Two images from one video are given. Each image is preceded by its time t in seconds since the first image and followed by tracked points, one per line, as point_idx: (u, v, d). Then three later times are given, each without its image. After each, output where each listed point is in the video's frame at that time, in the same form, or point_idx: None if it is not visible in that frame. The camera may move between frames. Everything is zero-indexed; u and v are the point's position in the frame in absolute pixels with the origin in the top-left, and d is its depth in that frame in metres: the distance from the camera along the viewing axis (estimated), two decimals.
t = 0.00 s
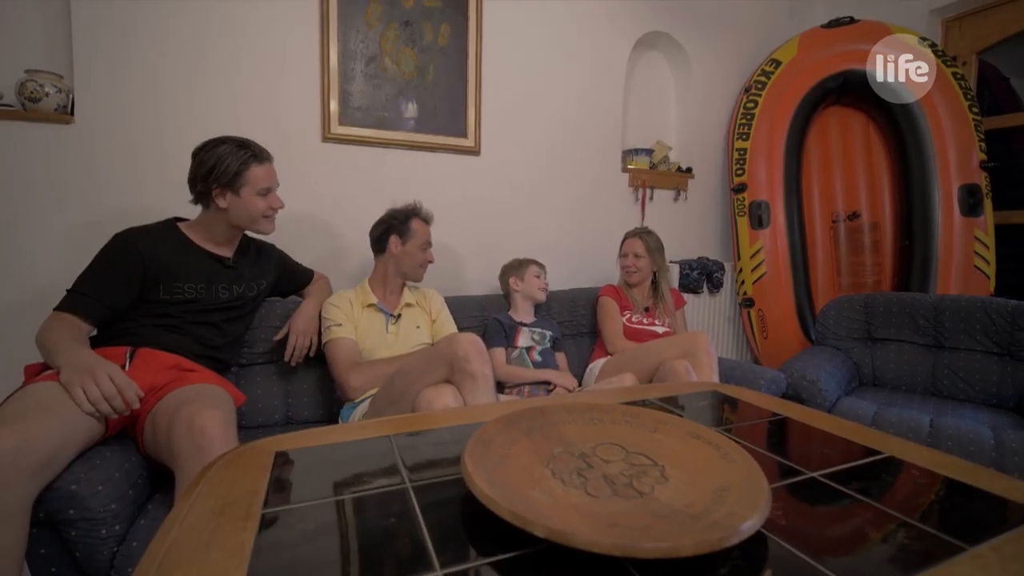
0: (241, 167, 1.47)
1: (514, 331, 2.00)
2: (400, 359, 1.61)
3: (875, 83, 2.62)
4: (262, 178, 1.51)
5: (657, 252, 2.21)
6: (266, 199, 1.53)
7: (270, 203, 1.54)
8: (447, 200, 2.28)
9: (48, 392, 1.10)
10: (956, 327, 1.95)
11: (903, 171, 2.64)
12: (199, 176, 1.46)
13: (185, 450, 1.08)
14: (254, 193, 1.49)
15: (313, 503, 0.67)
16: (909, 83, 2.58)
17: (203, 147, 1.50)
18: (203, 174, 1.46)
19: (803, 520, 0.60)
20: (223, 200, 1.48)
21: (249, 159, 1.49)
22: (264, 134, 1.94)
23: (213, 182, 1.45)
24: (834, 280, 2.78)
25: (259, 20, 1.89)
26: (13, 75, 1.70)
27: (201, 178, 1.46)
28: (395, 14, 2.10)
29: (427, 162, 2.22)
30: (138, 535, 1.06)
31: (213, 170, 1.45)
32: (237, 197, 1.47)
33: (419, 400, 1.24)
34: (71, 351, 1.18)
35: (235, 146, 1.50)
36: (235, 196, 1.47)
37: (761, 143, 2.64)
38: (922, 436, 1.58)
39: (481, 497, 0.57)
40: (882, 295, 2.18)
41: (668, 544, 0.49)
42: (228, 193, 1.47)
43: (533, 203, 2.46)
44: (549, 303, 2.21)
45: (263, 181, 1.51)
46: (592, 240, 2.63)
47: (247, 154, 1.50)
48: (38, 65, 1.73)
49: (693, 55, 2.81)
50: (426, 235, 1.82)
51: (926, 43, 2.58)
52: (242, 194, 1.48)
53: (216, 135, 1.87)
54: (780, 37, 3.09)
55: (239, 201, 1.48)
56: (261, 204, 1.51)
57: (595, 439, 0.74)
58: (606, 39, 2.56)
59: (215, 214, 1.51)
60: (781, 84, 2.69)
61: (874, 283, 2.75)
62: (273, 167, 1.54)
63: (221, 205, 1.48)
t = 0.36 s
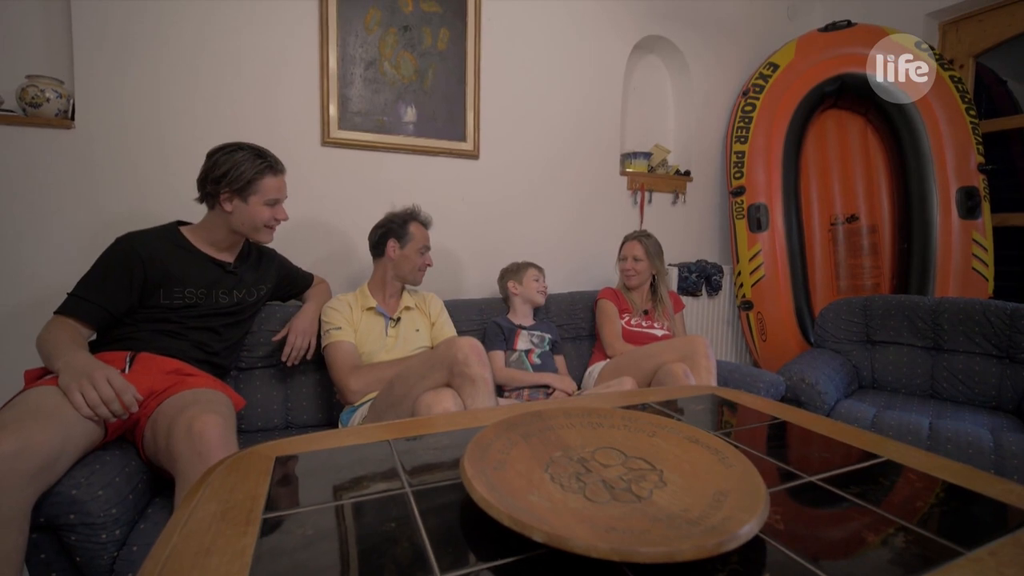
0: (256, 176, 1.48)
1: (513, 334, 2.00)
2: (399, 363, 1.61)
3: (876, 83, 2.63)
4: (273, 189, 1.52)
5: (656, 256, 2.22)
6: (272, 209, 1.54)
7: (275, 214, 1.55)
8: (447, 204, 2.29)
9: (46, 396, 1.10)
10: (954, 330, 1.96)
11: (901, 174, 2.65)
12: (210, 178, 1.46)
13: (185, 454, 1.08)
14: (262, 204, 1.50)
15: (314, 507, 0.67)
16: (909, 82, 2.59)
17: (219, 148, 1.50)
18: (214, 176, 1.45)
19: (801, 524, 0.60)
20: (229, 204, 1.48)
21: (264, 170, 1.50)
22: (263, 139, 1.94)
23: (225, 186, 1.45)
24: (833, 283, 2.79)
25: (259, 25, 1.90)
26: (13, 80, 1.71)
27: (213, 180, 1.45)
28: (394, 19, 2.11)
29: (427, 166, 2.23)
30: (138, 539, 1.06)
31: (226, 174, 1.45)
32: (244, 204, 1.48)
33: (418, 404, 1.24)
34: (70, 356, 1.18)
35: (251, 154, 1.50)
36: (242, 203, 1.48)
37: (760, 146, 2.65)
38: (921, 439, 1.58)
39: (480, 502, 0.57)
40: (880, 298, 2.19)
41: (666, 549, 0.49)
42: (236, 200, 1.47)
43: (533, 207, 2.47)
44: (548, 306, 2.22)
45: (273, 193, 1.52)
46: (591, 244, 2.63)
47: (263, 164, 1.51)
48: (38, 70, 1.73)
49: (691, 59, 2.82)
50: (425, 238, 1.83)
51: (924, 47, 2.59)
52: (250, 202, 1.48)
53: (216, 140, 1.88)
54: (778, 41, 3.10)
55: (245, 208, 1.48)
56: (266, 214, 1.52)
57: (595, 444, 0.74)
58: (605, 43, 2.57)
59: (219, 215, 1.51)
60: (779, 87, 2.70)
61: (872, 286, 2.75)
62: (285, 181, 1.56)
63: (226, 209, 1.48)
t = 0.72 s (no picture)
0: (267, 173, 1.49)
1: (514, 335, 2.01)
2: (400, 363, 1.61)
3: (877, 83, 2.63)
4: (285, 184, 1.53)
5: (657, 257, 2.21)
6: (286, 204, 1.54)
7: (290, 209, 1.55)
8: (447, 205, 2.29)
9: (49, 398, 1.10)
10: (955, 330, 1.96)
11: (901, 174, 2.65)
12: (224, 180, 1.46)
13: (186, 456, 1.08)
14: (277, 198, 1.50)
15: (316, 508, 0.67)
16: (910, 82, 2.59)
17: (228, 150, 1.51)
18: (228, 178, 1.45)
19: (802, 524, 0.60)
20: (245, 203, 1.48)
21: (274, 165, 1.51)
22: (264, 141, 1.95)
23: (239, 186, 1.45)
24: (834, 283, 2.79)
25: (260, 27, 1.91)
26: (15, 83, 1.71)
27: (226, 181, 1.46)
28: (394, 21, 2.11)
29: (427, 167, 2.23)
30: (141, 540, 1.06)
31: (239, 174, 1.45)
32: (260, 201, 1.48)
33: (419, 405, 1.25)
34: (73, 358, 1.19)
35: (259, 151, 1.51)
36: (258, 200, 1.48)
37: (760, 146, 2.65)
38: (922, 439, 1.58)
39: (481, 503, 0.57)
40: (881, 298, 2.19)
41: (666, 550, 0.49)
42: (251, 198, 1.47)
43: (533, 208, 2.47)
44: (549, 307, 2.22)
45: (286, 187, 1.52)
46: (591, 244, 2.63)
47: (273, 160, 1.52)
48: (40, 73, 1.74)
49: (691, 60, 2.82)
50: (425, 239, 1.83)
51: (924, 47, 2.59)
52: (266, 198, 1.49)
53: (217, 142, 1.88)
54: (778, 41, 3.10)
55: (261, 205, 1.48)
56: (283, 209, 1.52)
57: (596, 445, 0.74)
58: (605, 45, 2.57)
59: (235, 216, 1.51)
60: (779, 88, 2.70)
61: (873, 286, 2.75)
62: (296, 174, 1.57)
63: (242, 208, 1.48)
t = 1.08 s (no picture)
0: (275, 186, 1.48)
1: (512, 338, 2.00)
2: (397, 366, 1.61)
3: (874, 84, 2.63)
4: (289, 199, 1.52)
5: (655, 258, 2.21)
6: (286, 218, 1.54)
7: (289, 223, 1.55)
8: (445, 207, 2.28)
9: (42, 403, 1.10)
10: (952, 331, 1.96)
11: (898, 175, 2.65)
12: (229, 185, 1.45)
13: (181, 460, 1.08)
14: (279, 213, 1.50)
15: (310, 513, 0.67)
16: (908, 83, 2.59)
17: (240, 155, 1.50)
18: (234, 185, 1.44)
19: (799, 527, 0.60)
20: (245, 211, 1.47)
21: (284, 180, 1.50)
22: (260, 143, 1.94)
23: (243, 195, 1.45)
24: (831, 284, 2.79)
25: (256, 29, 1.90)
26: (11, 85, 1.71)
27: (230, 188, 1.45)
28: (391, 23, 2.11)
29: (425, 169, 2.23)
30: (135, 546, 1.05)
31: (246, 184, 1.45)
32: (261, 212, 1.48)
33: (416, 409, 1.24)
34: (68, 362, 1.18)
35: (271, 162, 1.50)
36: (259, 211, 1.47)
37: (757, 148, 2.65)
38: (920, 440, 1.58)
39: (476, 507, 0.57)
40: (878, 299, 2.19)
41: (661, 554, 0.49)
42: (253, 208, 1.47)
43: (531, 210, 2.47)
44: (547, 309, 2.22)
45: (289, 202, 1.52)
46: (589, 246, 2.63)
47: (282, 174, 1.51)
48: (36, 75, 1.73)
49: (688, 61, 2.83)
50: (422, 241, 1.83)
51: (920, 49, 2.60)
52: (267, 210, 1.48)
53: (214, 144, 1.88)
54: (775, 42, 3.11)
55: (262, 216, 1.48)
56: (282, 222, 1.52)
57: (592, 448, 0.74)
58: (602, 46, 2.57)
59: (233, 222, 1.50)
60: (776, 90, 2.70)
61: (870, 286, 2.75)
62: (302, 190, 1.56)
63: (241, 215, 1.47)
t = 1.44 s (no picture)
0: (271, 187, 1.49)
1: (511, 339, 2.00)
2: (396, 368, 1.60)
3: (875, 84, 2.63)
4: (285, 200, 1.52)
5: (655, 259, 2.21)
6: (282, 218, 1.54)
7: (284, 224, 1.55)
8: (444, 209, 2.28)
9: (41, 404, 1.10)
10: (956, 332, 1.95)
11: (901, 175, 2.64)
12: (225, 186, 1.45)
13: (179, 462, 1.07)
14: (275, 213, 1.50)
15: (306, 515, 0.66)
16: (909, 83, 2.58)
17: (236, 155, 1.50)
18: (230, 185, 1.44)
19: (797, 532, 0.59)
20: (241, 211, 1.47)
21: (280, 181, 1.50)
22: (260, 145, 1.94)
23: (240, 195, 1.45)
24: (834, 285, 2.78)
25: (256, 32, 1.91)
26: (12, 88, 1.72)
27: (227, 187, 1.45)
28: (391, 25, 2.11)
29: (425, 171, 2.23)
30: (135, 548, 1.05)
31: (244, 184, 1.45)
32: (257, 212, 1.48)
33: (414, 411, 1.24)
34: (68, 362, 1.18)
35: (267, 164, 1.51)
36: (255, 211, 1.47)
37: (759, 148, 2.64)
38: (924, 443, 1.57)
39: (470, 511, 0.57)
40: (881, 300, 2.17)
41: (656, 560, 0.48)
42: (249, 208, 1.47)
43: (531, 211, 2.47)
44: (547, 310, 2.21)
45: (285, 203, 1.53)
46: (589, 247, 2.62)
47: (278, 175, 1.51)
48: (38, 79, 1.74)
49: (689, 62, 2.82)
50: (422, 243, 1.83)
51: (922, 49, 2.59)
52: (264, 211, 1.48)
53: (214, 146, 1.88)
54: (776, 42, 3.10)
55: (258, 216, 1.48)
56: (276, 223, 1.52)
57: (589, 450, 0.73)
58: (602, 47, 2.57)
59: (229, 222, 1.49)
60: (777, 90, 2.69)
61: (873, 287, 2.74)
62: (298, 191, 1.57)
63: (237, 216, 1.47)
